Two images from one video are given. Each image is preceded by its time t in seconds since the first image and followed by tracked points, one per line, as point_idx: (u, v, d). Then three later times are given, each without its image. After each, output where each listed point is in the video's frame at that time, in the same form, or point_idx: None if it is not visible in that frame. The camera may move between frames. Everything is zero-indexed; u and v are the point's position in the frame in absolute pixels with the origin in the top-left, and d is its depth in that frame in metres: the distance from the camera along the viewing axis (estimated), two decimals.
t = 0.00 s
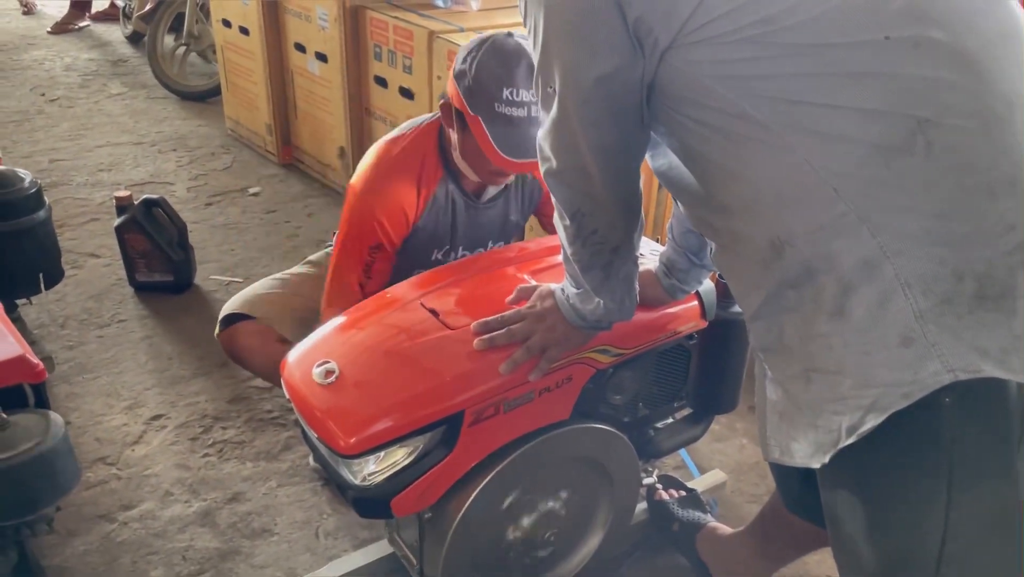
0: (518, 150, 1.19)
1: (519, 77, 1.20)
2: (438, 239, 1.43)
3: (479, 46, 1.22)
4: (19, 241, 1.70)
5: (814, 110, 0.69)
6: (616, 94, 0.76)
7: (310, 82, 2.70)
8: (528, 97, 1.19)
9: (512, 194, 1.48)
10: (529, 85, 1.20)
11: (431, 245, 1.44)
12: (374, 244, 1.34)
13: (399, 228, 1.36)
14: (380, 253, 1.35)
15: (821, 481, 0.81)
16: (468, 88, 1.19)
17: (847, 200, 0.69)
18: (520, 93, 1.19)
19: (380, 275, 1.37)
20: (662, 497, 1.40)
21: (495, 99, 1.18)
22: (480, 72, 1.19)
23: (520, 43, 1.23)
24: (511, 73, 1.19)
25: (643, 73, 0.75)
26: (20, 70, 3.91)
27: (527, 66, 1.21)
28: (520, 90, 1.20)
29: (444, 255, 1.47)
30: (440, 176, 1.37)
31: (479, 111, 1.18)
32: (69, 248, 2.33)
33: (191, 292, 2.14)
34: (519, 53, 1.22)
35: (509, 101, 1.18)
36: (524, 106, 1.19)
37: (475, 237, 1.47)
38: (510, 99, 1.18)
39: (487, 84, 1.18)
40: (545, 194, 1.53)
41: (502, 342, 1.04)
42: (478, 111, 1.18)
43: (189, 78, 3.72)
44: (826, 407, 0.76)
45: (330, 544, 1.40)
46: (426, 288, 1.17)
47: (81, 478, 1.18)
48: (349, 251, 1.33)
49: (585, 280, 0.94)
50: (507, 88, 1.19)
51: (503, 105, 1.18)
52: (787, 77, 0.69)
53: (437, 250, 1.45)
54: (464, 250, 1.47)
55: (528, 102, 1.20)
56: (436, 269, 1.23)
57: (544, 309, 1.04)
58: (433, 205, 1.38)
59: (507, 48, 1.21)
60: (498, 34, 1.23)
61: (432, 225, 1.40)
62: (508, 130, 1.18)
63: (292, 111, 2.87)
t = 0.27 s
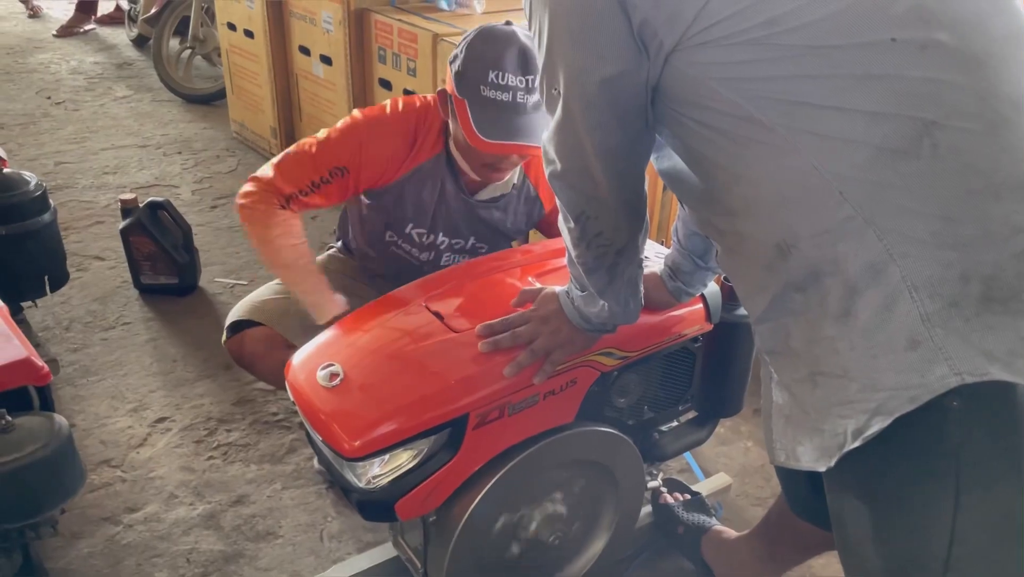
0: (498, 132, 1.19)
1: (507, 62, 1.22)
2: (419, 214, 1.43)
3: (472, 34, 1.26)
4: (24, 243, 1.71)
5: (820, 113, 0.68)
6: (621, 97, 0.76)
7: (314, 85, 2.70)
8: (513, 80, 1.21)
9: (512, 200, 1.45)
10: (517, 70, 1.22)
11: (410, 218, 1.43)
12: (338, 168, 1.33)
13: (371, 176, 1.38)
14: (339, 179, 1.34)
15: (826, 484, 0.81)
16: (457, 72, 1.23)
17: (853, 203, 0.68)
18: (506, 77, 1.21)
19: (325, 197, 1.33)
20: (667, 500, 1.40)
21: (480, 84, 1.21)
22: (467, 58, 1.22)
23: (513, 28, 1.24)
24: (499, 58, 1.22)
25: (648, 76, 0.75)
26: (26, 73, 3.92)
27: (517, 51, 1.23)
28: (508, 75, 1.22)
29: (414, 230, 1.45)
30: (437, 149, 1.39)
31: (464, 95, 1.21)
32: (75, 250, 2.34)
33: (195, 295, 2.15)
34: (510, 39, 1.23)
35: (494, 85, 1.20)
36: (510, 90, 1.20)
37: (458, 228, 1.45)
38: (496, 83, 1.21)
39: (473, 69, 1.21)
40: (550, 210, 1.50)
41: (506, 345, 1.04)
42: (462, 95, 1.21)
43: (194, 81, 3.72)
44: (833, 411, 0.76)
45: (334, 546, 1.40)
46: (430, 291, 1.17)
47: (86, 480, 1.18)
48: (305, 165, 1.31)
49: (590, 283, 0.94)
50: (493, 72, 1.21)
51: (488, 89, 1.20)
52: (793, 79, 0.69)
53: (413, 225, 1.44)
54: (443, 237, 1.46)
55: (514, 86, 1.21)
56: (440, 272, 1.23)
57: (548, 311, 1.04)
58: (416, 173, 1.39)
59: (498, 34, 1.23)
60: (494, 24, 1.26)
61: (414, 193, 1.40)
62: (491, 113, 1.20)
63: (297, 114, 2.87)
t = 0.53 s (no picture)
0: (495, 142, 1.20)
1: (502, 71, 1.22)
2: (451, 245, 1.42)
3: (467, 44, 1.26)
4: (30, 246, 1.71)
5: (825, 116, 0.68)
6: (628, 101, 0.76)
7: (319, 88, 2.71)
8: (508, 89, 1.21)
9: (527, 203, 1.47)
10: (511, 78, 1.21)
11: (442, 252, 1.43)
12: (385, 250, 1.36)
13: (410, 236, 1.38)
14: (390, 261, 1.37)
15: (832, 488, 0.81)
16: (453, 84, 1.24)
17: (859, 207, 0.68)
18: (501, 86, 1.21)
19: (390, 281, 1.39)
20: (672, 504, 1.40)
21: (476, 95, 1.21)
22: (463, 69, 1.22)
23: (507, 37, 1.24)
24: (493, 67, 1.22)
25: (654, 80, 0.75)
26: (31, 77, 3.94)
27: (512, 59, 1.22)
28: (503, 84, 1.21)
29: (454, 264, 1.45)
30: (453, 182, 1.38)
31: (460, 106, 1.22)
32: (80, 253, 2.34)
33: (200, 298, 2.15)
34: (504, 47, 1.23)
35: (490, 95, 1.21)
36: (505, 99, 1.21)
37: (485, 246, 1.45)
38: (491, 93, 1.21)
39: (467, 80, 1.22)
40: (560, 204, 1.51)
41: (511, 348, 1.04)
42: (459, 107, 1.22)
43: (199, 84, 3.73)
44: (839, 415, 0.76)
45: (338, 550, 1.40)
46: (434, 294, 1.17)
47: (91, 483, 1.18)
48: (360, 254, 1.35)
49: (596, 287, 0.94)
50: (488, 82, 1.21)
51: (484, 99, 1.21)
52: (801, 83, 0.69)
53: (446, 255, 1.44)
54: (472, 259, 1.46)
55: (509, 95, 1.21)
56: (445, 274, 1.23)
57: (553, 315, 1.04)
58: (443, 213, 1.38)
59: (490, 42, 1.23)
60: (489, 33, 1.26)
61: (443, 237, 1.41)
62: (488, 124, 1.20)
63: (301, 117, 2.88)
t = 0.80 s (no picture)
0: (492, 159, 1.22)
1: (504, 88, 1.23)
2: (425, 229, 1.43)
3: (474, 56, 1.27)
4: (35, 251, 1.72)
5: (830, 121, 0.68)
6: (633, 106, 0.76)
7: (323, 93, 2.72)
8: (509, 108, 1.23)
9: (519, 215, 1.46)
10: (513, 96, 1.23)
11: (417, 235, 1.44)
12: (341, 183, 1.34)
13: (377, 194, 1.38)
14: (342, 194, 1.35)
15: (837, 495, 0.80)
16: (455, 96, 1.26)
17: (865, 212, 0.68)
18: (502, 104, 1.23)
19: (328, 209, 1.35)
20: (676, 510, 1.39)
21: (477, 110, 1.23)
22: (467, 82, 1.24)
23: (513, 53, 1.25)
24: (496, 84, 1.23)
25: (658, 85, 0.75)
26: (37, 82, 3.95)
27: (516, 76, 1.24)
28: (505, 100, 1.23)
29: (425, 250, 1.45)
30: (444, 168, 1.39)
31: (461, 120, 1.24)
32: (84, 258, 2.35)
33: (204, 302, 2.15)
34: (510, 63, 1.24)
35: (491, 112, 1.23)
36: (504, 118, 1.23)
37: (466, 243, 1.45)
38: (492, 109, 1.23)
39: (469, 94, 1.24)
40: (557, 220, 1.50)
41: (515, 354, 1.04)
42: (460, 121, 1.24)
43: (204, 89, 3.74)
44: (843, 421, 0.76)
45: (342, 555, 1.40)
46: (439, 299, 1.17)
47: (96, 488, 1.18)
48: (317, 172, 1.33)
49: (599, 292, 0.94)
50: (490, 98, 1.23)
51: (484, 115, 1.23)
52: (805, 88, 0.69)
53: (421, 241, 1.44)
54: (450, 254, 1.46)
55: (509, 113, 1.23)
56: (450, 280, 1.23)
57: (557, 320, 1.04)
58: (421, 190, 1.39)
59: (496, 57, 1.24)
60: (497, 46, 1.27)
61: (418, 211, 1.41)
62: (485, 140, 1.23)
63: (306, 121, 2.88)
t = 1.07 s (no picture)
0: (541, 172, 1.19)
1: (537, 98, 1.20)
2: (457, 250, 1.43)
3: (492, 67, 1.23)
4: (43, 260, 1.73)
5: (839, 138, 0.69)
6: (641, 122, 0.77)
7: (329, 100, 2.73)
8: (545, 117, 1.20)
9: (531, 210, 1.46)
10: (546, 105, 1.21)
11: (450, 256, 1.44)
12: (391, 251, 1.36)
13: (416, 238, 1.38)
14: (398, 262, 1.37)
15: (843, 509, 0.81)
16: (485, 105, 1.21)
17: (873, 228, 0.68)
18: (538, 114, 1.20)
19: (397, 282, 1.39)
20: (681, 520, 1.39)
21: (513, 123, 1.19)
22: (497, 95, 1.20)
23: (536, 63, 1.23)
24: (527, 95, 1.20)
25: (667, 101, 0.76)
26: (44, 88, 3.97)
27: (545, 88, 1.22)
28: (538, 111, 1.20)
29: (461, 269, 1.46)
30: (458, 188, 1.38)
31: (499, 135, 1.19)
32: (91, 265, 2.36)
33: (211, 310, 2.16)
34: (536, 73, 1.22)
35: (529, 124, 1.19)
36: (542, 127, 1.20)
37: (490, 247, 1.45)
38: (528, 121, 1.19)
39: (505, 106, 1.19)
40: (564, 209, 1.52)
41: (521, 366, 1.04)
42: (501, 137, 1.19)
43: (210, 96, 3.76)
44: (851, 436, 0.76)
45: (347, 564, 1.40)
46: (445, 310, 1.17)
47: (104, 497, 1.19)
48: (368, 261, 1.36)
49: (606, 306, 0.94)
50: (525, 110, 1.19)
51: (522, 127, 1.19)
52: (814, 106, 0.69)
53: (452, 259, 1.44)
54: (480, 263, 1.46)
55: (546, 123, 1.20)
56: (457, 290, 1.24)
57: (563, 332, 1.04)
58: (449, 217, 1.38)
59: (519, 68, 1.22)
60: (512, 54, 1.23)
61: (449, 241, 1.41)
62: (526, 154, 1.19)
63: (312, 128, 2.89)
